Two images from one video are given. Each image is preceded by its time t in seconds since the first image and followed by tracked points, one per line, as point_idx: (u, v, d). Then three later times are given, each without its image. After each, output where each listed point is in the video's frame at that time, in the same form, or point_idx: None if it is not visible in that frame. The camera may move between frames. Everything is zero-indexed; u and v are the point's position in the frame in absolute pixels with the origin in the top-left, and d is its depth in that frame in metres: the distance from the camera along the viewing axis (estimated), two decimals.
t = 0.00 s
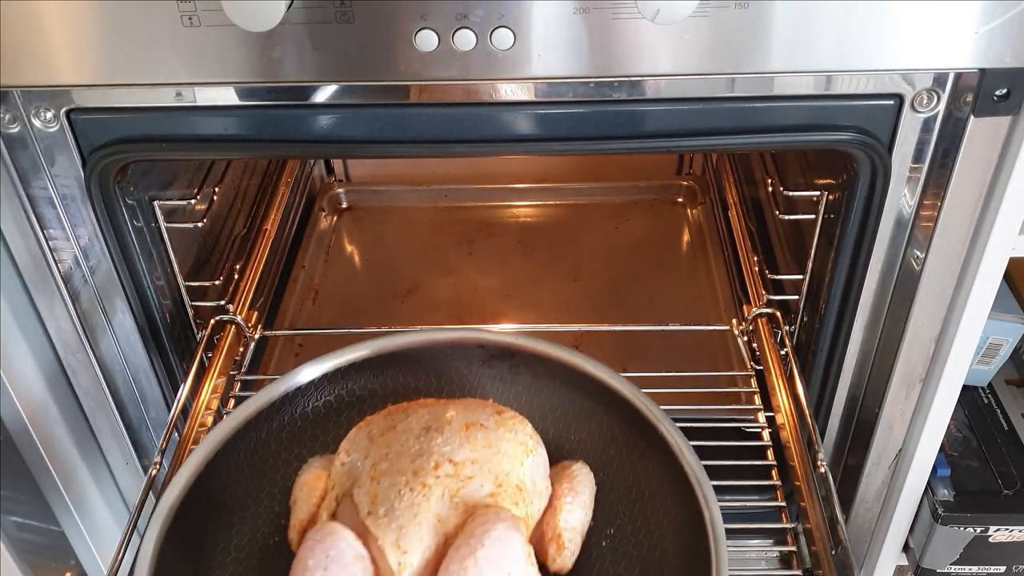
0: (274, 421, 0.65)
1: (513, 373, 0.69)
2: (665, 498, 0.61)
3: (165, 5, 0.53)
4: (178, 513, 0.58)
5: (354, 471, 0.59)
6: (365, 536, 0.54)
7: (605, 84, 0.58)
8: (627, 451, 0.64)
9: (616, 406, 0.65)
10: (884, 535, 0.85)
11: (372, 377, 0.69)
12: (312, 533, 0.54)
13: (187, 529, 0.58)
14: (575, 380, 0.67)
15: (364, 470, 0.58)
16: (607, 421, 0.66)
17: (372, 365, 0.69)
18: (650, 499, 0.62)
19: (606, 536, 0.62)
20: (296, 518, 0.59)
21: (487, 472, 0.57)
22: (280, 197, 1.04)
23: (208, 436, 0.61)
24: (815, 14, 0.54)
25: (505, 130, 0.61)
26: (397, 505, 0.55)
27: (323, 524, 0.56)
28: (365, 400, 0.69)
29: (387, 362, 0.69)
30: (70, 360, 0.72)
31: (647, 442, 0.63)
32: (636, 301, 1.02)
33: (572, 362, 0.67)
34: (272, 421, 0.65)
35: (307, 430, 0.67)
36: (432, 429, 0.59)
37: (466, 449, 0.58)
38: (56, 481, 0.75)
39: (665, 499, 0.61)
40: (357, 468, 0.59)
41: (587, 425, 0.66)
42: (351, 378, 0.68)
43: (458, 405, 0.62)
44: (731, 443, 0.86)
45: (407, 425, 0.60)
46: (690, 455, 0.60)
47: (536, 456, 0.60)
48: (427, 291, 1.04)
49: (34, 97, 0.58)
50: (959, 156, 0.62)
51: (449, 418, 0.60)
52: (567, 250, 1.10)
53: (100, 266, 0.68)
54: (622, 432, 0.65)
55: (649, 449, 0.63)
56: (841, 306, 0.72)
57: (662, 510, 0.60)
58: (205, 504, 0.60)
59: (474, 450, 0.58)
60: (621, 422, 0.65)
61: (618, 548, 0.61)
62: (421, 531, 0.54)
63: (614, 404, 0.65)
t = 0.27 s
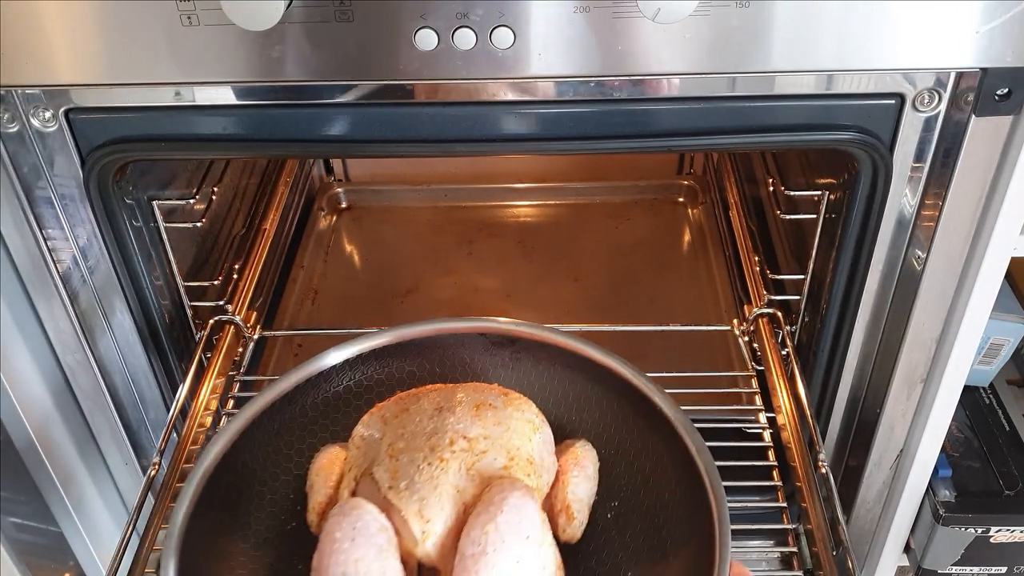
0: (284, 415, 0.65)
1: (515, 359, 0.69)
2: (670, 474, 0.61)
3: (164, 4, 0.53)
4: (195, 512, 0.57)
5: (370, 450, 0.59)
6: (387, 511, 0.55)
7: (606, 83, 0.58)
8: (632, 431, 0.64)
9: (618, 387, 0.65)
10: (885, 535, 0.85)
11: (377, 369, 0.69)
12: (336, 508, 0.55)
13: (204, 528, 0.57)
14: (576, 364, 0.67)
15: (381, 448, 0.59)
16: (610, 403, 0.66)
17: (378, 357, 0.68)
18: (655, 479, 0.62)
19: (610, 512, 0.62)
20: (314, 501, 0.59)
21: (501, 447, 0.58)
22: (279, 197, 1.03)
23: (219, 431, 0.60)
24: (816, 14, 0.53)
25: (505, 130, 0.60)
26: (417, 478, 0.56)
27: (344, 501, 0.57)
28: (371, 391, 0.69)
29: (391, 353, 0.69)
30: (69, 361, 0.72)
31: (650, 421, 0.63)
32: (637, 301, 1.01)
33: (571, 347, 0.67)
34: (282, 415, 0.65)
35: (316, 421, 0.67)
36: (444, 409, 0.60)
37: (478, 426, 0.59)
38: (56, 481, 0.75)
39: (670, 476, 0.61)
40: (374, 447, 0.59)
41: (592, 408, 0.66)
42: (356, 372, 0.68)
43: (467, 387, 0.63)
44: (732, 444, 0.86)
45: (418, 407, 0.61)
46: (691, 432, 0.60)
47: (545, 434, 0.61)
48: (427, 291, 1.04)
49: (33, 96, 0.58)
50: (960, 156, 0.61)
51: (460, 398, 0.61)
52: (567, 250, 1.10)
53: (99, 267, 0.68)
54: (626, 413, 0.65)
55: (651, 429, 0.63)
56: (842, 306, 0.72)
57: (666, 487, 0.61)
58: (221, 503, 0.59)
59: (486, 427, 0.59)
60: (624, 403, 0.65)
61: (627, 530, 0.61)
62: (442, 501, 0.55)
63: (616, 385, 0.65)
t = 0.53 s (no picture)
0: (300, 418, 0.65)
1: (523, 357, 0.70)
2: (681, 465, 0.62)
3: (164, 4, 0.53)
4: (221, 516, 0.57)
5: (394, 447, 0.61)
6: (418, 507, 0.56)
7: (605, 83, 0.58)
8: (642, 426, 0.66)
9: (626, 382, 0.67)
10: (885, 535, 0.85)
11: (386, 371, 0.69)
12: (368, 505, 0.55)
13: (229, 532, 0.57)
14: (584, 361, 0.68)
15: (406, 446, 0.61)
16: (619, 398, 0.67)
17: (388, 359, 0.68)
18: (668, 471, 0.63)
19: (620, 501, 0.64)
20: (338, 500, 0.61)
21: (522, 443, 0.60)
22: (279, 197, 1.03)
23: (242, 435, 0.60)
24: (816, 13, 0.53)
25: (505, 130, 0.61)
26: (446, 474, 0.57)
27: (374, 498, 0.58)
28: (382, 393, 0.69)
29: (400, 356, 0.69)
30: (69, 361, 0.72)
31: (659, 414, 0.65)
32: (637, 301, 1.01)
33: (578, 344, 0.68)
34: (298, 417, 0.64)
35: (330, 425, 0.67)
36: (465, 408, 0.62)
37: (500, 423, 0.61)
38: (56, 483, 0.75)
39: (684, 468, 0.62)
40: (397, 445, 0.61)
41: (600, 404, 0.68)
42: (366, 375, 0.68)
43: (483, 387, 0.65)
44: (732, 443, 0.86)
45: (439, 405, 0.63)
46: (700, 421, 0.61)
47: (558, 430, 0.63)
48: (427, 291, 1.04)
49: (33, 96, 0.58)
50: (960, 156, 0.61)
51: (478, 397, 0.63)
52: (567, 250, 1.10)
53: (99, 267, 0.68)
54: (635, 408, 0.66)
55: (663, 423, 0.64)
56: (842, 306, 0.72)
57: (680, 480, 0.62)
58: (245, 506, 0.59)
59: (507, 423, 0.61)
60: (632, 398, 0.66)
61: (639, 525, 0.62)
62: (472, 495, 0.56)
63: (624, 381, 0.67)
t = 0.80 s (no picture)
0: (309, 429, 0.66)
1: (526, 362, 0.71)
2: (685, 463, 0.63)
3: (164, 4, 0.53)
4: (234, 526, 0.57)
5: (402, 451, 0.61)
6: (430, 509, 0.56)
7: (605, 83, 0.58)
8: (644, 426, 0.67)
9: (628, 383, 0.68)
10: (885, 535, 0.85)
11: (393, 381, 0.69)
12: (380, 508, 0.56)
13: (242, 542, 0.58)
14: (584, 363, 0.69)
15: (415, 450, 0.61)
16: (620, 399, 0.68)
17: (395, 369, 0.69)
18: (672, 469, 0.64)
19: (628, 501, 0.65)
20: (349, 508, 0.61)
21: (529, 443, 0.60)
22: (279, 197, 1.03)
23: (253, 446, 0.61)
24: (815, 14, 0.53)
25: (505, 130, 0.61)
26: (456, 475, 0.57)
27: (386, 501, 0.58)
28: (388, 403, 0.69)
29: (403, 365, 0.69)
30: (69, 361, 0.72)
31: (661, 413, 0.65)
32: (638, 301, 1.01)
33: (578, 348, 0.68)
34: (307, 429, 0.65)
35: (338, 435, 0.67)
36: (471, 412, 0.62)
37: (506, 425, 0.61)
38: (56, 482, 0.74)
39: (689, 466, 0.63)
40: (406, 450, 0.61)
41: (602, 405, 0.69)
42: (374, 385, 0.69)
43: (488, 391, 0.65)
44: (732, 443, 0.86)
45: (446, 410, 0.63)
46: (702, 419, 0.62)
47: (563, 432, 0.63)
48: (427, 290, 1.04)
49: (33, 96, 0.58)
50: (960, 156, 0.61)
51: (484, 400, 0.63)
52: (567, 250, 1.10)
53: (100, 267, 0.68)
54: (637, 408, 0.67)
55: (668, 424, 0.65)
56: (842, 306, 0.72)
57: (685, 479, 0.63)
58: (250, 511, 0.60)
59: (513, 425, 0.61)
60: (633, 399, 0.67)
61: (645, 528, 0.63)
62: (482, 494, 0.57)
63: (625, 382, 0.68)
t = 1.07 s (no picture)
0: (311, 428, 0.66)
1: (527, 360, 0.71)
2: (685, 458, 0.64)
3: (164, 4, 0.53)
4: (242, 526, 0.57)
5: (408, 450, 0.62)
6: (441, 506, 0.57)
7: (605, 83, 0.58)
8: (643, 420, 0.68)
9: (626, 380, 0.68)
10: (885, 535, 0.85)
11: (392, 380, 0.70)
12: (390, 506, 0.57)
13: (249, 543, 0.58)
14: (583, 360, 0.69)
15: (421, 449, 0.61)
16: (619, 395, 0.69)
17: (393, 369, 0.69)
18: (673, 463, 0.65)
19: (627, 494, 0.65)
20: (356, 506, 0.62)
21: (535, 441, 0.61)
22: (279, 197, 1.03)
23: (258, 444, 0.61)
24: (815, 14, 0.53)
25: (504, 130, 0.61)
26: (465, 473, 0.58)
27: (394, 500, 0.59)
28: (389, 402, 0.70)
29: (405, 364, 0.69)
30: (69, 360, 0.72)
31: (661, 409, 0.66)
32: (637, 301, 1.01)
33: (576, 345, 0.69)
34: (311, 429, 0.66)
35: (341, 433, 0.68)
36: (476, 410, 0.63)
37: (512, 423, 0.62)
38: (56, 481, 0.74)
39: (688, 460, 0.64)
40: (411, 449, 0.62)
41: (600, 402, 0.70)
42: (374, 384, 0.69)
43: (491, 389, 0.66)
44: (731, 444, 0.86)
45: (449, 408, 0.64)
46: (704, 417, 0.62)
47: (566, 429, 0.64)
48: (427, 290, 1.04)
49: (33, 96, 0.58)
50: (960, 156, 0.61)
51: (489, 398, 0.64)
52: (566, 250, 1.10)
53: (100, 268, 0.68)
54: (636, 404, 0.68)
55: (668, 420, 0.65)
56: (842, 306, 0.72)
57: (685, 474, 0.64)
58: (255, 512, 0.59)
59: (518, 423, 0.62)
60: (632, 394, 0.68)
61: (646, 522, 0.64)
62: (492, 492, 0.57)
63: (624, 378, 0.68)
